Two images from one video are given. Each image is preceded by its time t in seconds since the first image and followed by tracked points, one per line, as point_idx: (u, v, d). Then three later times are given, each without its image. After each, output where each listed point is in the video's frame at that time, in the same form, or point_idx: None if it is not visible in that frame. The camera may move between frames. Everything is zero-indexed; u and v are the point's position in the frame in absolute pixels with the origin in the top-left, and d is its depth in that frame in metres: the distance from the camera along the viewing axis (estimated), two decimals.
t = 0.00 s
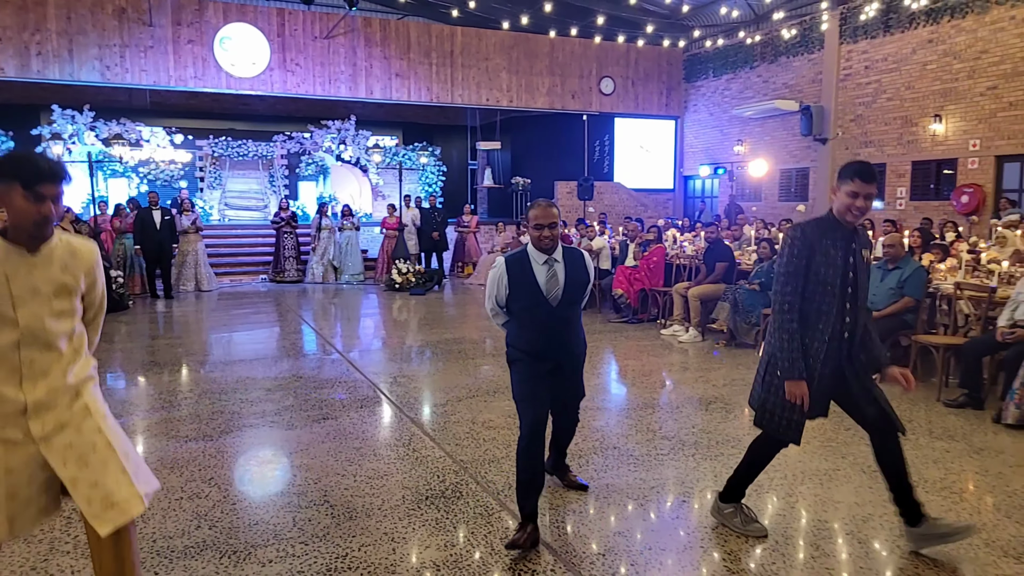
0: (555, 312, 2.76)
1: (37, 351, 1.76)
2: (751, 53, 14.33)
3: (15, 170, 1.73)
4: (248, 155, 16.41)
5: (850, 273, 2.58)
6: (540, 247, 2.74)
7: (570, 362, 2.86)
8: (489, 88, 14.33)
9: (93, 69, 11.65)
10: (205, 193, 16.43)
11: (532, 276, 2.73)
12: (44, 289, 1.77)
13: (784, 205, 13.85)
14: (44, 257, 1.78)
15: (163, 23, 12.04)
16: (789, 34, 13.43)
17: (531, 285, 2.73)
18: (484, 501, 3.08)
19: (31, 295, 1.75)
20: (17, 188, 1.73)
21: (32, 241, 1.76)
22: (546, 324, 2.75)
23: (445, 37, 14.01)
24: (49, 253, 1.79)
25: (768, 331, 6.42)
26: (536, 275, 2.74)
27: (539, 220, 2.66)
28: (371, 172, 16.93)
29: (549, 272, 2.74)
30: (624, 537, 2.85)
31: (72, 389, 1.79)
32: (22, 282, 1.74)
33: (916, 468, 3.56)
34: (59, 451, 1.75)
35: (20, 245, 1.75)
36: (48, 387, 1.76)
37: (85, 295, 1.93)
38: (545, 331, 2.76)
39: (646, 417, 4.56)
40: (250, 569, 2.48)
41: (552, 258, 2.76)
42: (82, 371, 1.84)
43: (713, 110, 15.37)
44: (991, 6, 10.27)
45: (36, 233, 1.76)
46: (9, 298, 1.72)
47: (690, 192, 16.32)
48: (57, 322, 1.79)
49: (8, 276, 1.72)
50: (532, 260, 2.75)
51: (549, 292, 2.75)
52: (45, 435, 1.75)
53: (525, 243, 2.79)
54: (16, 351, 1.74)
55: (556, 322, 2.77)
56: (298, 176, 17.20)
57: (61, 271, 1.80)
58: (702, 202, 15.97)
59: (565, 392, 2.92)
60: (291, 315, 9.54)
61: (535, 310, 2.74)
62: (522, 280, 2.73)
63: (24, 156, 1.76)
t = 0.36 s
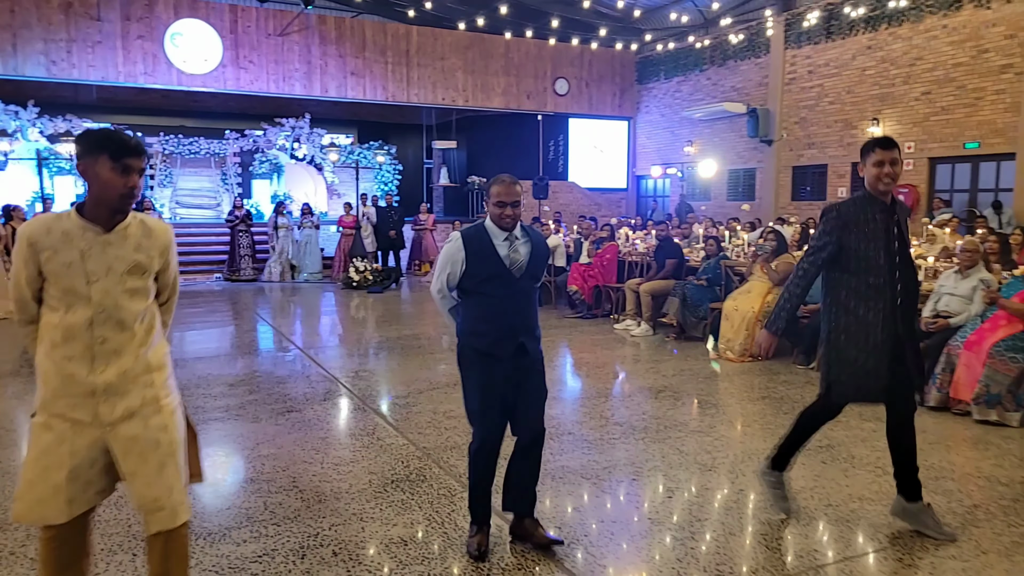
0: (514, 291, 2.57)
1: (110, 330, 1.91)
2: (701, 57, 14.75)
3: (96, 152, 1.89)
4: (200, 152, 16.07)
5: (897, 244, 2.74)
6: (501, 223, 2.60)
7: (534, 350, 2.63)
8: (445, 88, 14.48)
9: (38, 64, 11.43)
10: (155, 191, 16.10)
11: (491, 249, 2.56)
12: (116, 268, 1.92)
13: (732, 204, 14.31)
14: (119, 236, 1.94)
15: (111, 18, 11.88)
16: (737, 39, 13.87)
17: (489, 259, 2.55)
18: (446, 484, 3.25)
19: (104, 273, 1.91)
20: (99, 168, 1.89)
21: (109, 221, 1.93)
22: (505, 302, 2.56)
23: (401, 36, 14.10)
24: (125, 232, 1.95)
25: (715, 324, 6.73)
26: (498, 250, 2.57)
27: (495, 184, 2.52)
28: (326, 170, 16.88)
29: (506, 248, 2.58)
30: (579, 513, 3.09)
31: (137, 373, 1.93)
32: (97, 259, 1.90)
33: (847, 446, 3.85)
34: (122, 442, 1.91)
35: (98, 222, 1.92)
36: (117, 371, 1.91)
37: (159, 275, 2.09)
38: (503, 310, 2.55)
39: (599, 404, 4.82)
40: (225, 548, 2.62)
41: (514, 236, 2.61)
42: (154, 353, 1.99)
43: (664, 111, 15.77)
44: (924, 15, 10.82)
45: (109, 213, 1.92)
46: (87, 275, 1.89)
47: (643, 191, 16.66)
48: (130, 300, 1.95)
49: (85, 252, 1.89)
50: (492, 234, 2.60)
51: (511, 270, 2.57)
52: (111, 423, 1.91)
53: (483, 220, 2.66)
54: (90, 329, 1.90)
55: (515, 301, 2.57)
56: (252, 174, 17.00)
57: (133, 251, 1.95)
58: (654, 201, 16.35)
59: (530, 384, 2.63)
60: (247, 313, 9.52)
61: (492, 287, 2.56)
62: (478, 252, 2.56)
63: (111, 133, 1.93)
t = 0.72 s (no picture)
0: (487, 287, 2.49)
1: (167, 319, 2.01)
2: (649, 58, 15.14)
3: (149, 152, 1.97)
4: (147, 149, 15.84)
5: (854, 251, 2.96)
6: (478, 218, 2.53)
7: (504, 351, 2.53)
8: (397, 86, 14.56)
9: None
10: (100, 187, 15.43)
11: (468, 243, 2.49)
12: (168, 263, 2.02)
13: (679, 202, 14.72)
14: (167, 233, 2.04)
15: (54, 12, 11.69)
16: (683, 40, 14.30)
17: (464, 253, 2.48)
18: (400, 462, 3.44)
19: (158, 268, 2.01)
20: (155, 169, 1.98)
21: (159, 219, 2.02)
22: (477, 299, 2.48)
23: (352, 33, 14.13)
24: (171, 228, 2.05)
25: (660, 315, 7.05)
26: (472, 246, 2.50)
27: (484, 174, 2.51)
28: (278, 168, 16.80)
29: (481, 241, 2.50)
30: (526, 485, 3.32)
31: (193, 360, 2.05)
32: (151, 256, 2.00)
33: (775, 422, 4.15)
34: (186, 427, 2.01)
35: (150, 222, 2.01)
36: (177, 358, 2.02)
37: (202, 270, 2.18)
38: (476, 305, 2.48)
39: (548, 391, 5.05)
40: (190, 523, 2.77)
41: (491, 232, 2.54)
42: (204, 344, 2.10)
43: (615, 110, 16.11)
44: (858, 20, 11.34)
45: (161, 212, 2.01)
46: (142, 272, 1.98)
47: (595, 188, 17.05)
48: (183, 292, 2.06)
49: (140, 251, 1.98)
50: (469, 228, 2.52)
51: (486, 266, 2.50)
52: (173, 410, 2.01)
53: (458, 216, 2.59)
54: (149, 321, 2.00)
55: (489, 299, 2.49)
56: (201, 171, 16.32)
57: (181, 246, 2.06)
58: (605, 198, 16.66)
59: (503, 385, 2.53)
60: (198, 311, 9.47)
61: (467, 282, 2.48)
62: (454, 246, 2.48)
63: (155, 139, 2.00)
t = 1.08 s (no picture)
0: (466, 273, 2.57)
1: (158, 308, 2.26)
2: (613, 48, 15.37)
3: (146, 161, 2.21)
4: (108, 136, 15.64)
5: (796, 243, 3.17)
6: (456, 207, 2.61)
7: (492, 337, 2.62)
8: (363, 74, 14.58)
9: None
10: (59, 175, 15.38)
11: (444, 231, 2.57)
12: (160, 257, 2.27)
13: (643, 191, 15.03)
14: (159, 232, 2.28)
15: None
16: (646, 31, 14.55)
17: (442, 240, 2.56)
18: (376, 440, 3.67)
19: (152, 261, 2.25)
20: (152, 175, 2.21)
21: (154, 219, 2.26)
22: (455, 285, 2.56)
23: (317, 20, 14.09)
24: (163, 228, 2.29)
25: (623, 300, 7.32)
26: (449, 234, 2.58)
27: (459, 168, 2.59)
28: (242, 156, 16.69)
29: (457, 229, 2.58)
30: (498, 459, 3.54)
31: (182, 342, 2.29)
32: (146, 250, 2.24)
33: (729, 399, 4.41)
34: (178, 398, 2.26)
35: (144, 222, 2.25)
36: (168, 339, 2.26)
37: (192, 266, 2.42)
38: (456, 291, 2.55)
39: (516, 374, 5.26)
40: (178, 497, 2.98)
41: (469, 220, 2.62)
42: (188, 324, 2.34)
43: (580, 100, 16.34)
44: (814, 14, 11.70)
45: (155, 214, 2.26)
46: (139, 267, 2.22)
47: (561, 176, 17.31)
48: (174, 283, 2.30)
49: (137, 247, 2.23)
50: (445, 217, 2.60)
51: (464, 252, 2.58)
52: (165, 385, 2.26)
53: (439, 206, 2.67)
54: (144, 309, 2.24)
55: (468, 285, 2.57)
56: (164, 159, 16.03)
57: (172, 243, 2.30)
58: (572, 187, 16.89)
59: (491, 367, 2.62)
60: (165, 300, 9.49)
61: (446, 269, 2.56)
62: (432, 234, 2.56)
63: (153, 148, 2.23)
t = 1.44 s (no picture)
0: (445, 276, 2.83)
1: (156, 292, 2.61)
2: (587, 45, 15.59)
3: (158, 171, 2.56)
4: (81, 130, 15.51)
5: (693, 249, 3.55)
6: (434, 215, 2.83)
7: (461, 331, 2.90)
8: (338, 68, 14.64)
9: None
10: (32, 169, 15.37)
11: (424, 236, 2.79)
12: (160, 250, 2.61)
13: (617, 185, 15.29)
14: (161, 229, 2.62)
15: None
16: (619, 29, 14.80)
17: (423, 246, 2.79)
18: (366, 423, 3.91)
19: (153, 253, 2.59)
20: (160, 183, 2.56)
21: (158, 218, 2.61)
22: (435, 286, 2.81)
23: (292, 15, 14.12)
24: (165, 226, 2.63)
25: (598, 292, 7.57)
26: (428, 240, 2.80)
27: (447, 179, 2.80)
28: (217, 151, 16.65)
29: (438, 235, 2.82)
30: (482, 440, 3.73)
31: (174, 321, 2.67)
32: (148, 244, 2.59)
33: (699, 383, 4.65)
34: (166, 366, 2.63)
35: (150, 220, 2.60)
36: (162, 318, 2.64)
37: (188, 257, 2.76)
38: (434, 287, 2.81)
39: (497, 364, 5.47)
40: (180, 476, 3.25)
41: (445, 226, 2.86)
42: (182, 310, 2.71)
43: (554, 96, 16.56)
44: (782, 14, 12.03)
45: (160, 215, 2.60)
46: (141, 256, 2.57)
47: (536, 171, 17.51)
48: (170, 272, 2.65)
49: (141, 240, 2.57)
50: (425, 224, 2.81)
51: (442, 256, 2.83)
52: (157, 354, 2.62)
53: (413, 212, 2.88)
54: (144, 292, 2.59)
55: (446, 286, 2.84)
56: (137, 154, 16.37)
57: (172, 238, 2.64)
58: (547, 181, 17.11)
59: (464, 357, 2.91)
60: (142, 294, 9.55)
61: (427, 272, 2.79)
62: (413, 241, 2.78)
63: (164, 162, 2.57)
